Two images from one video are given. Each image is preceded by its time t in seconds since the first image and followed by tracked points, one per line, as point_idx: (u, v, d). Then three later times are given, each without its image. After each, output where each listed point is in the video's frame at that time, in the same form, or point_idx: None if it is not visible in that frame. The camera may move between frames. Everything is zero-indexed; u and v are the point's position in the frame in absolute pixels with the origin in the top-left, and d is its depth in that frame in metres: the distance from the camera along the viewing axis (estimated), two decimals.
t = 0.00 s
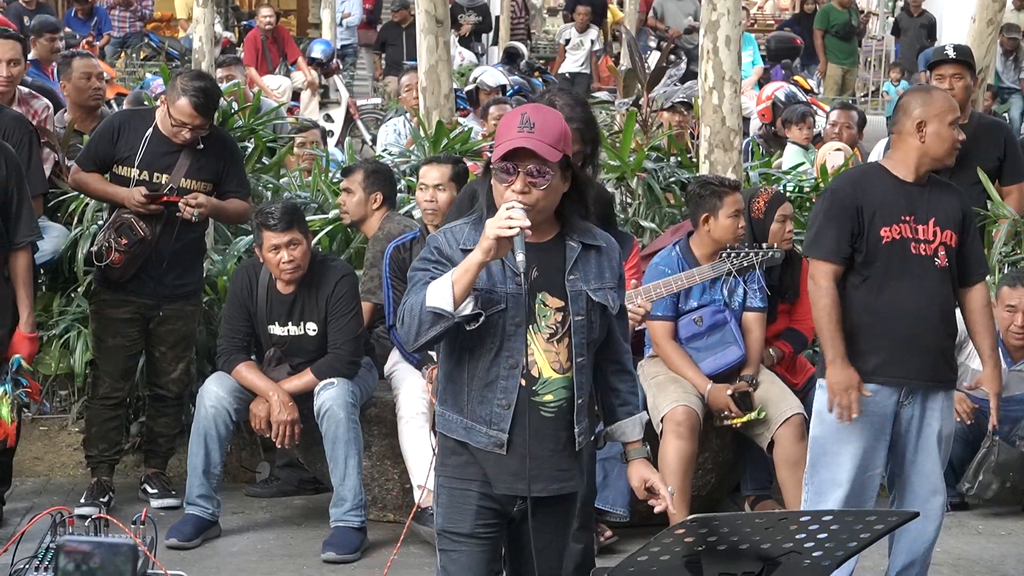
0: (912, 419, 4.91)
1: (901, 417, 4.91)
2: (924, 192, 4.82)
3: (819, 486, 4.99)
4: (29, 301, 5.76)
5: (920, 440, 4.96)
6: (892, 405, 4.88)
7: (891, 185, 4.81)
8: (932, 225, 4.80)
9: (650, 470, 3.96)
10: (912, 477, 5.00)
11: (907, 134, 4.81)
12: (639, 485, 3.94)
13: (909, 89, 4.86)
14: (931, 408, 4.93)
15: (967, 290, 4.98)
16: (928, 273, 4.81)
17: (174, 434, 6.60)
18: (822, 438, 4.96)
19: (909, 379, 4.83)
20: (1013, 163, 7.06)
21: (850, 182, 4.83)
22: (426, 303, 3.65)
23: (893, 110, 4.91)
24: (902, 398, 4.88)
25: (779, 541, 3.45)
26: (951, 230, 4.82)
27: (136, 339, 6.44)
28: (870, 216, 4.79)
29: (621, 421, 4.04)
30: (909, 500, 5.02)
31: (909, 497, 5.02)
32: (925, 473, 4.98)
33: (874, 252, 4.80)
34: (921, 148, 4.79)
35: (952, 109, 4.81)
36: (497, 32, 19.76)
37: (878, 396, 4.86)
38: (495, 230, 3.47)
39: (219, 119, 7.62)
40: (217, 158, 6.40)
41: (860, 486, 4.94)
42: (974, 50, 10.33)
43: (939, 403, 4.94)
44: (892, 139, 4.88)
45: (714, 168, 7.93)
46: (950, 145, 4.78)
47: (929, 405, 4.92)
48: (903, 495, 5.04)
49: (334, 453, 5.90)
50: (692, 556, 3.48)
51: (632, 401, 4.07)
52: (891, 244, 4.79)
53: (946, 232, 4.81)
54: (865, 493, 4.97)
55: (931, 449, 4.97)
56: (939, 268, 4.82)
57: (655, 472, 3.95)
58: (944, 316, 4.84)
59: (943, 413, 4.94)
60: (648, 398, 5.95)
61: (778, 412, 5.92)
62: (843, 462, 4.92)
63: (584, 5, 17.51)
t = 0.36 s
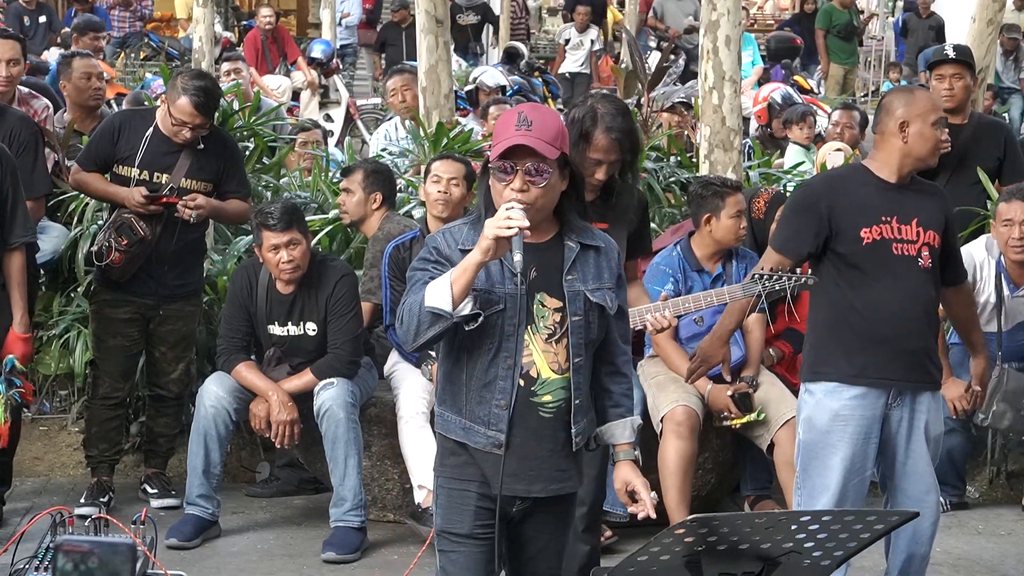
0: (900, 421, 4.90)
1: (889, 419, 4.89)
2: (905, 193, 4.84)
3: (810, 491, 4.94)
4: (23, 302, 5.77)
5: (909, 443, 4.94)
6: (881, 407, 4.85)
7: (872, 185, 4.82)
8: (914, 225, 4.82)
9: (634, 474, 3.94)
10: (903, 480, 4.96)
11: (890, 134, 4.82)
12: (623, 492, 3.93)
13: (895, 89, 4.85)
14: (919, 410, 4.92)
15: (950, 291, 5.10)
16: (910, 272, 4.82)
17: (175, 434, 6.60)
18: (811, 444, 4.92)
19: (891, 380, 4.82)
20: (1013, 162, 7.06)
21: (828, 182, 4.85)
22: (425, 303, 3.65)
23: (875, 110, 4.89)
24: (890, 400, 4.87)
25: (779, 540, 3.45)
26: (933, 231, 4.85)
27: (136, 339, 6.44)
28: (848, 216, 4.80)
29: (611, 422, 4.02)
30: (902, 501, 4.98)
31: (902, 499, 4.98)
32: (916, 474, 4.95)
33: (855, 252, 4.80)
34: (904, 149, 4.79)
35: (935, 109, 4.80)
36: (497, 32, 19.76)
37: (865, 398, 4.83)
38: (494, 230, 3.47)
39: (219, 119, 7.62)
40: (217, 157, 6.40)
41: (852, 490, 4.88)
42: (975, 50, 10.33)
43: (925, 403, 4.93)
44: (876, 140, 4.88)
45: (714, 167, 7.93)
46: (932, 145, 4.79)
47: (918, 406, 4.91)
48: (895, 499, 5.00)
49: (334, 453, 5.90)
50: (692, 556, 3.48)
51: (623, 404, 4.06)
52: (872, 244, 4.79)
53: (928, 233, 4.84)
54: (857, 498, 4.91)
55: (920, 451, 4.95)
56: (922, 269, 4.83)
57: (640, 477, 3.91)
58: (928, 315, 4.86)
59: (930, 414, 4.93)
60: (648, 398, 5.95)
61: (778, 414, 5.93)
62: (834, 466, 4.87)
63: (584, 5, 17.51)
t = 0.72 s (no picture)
0: (897, 419, 4.91)
1: (886, 418, 4.91)
2: (898, 192, 4.83)
3: (806, 489, 4.95)
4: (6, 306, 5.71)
5: (906, 442, 4.95)
6: (878, 405, 4.87)
7: (866, 185, 4.82)
8: (906, 224, 4.81)
9: (629, 480, 3.97)
10: (901, 479, 4.97)
11: (878, 133, 4.82)
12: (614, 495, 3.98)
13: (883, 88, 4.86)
14: (915, 409, 4.94)
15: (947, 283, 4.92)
16: (904, 271, 4.81)
17: (175, 434, 6.61)
18: (807, 443, 4.94)
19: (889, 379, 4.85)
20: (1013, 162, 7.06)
21: (825, 183, 4.84)
22: (422, 302, 3.65)
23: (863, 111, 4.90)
24: (887, 398, 4.89)
25: (779, 541, 3.45)
26: (927, 228, 4.83)
27: (137, 339, 6.44)
28: (845, 216, 4.81)
29: (613, 422, 4.03)
30: (899, 500, 4.98)
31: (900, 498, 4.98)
32: (914, 473, 4.95)
33: (852, 252, 4.81)
34: (893, 147, 4.80)
35: (923, 108, 4.81)
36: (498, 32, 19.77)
37: (864, 396, 4.85)
38: (491, 230, 3.48)
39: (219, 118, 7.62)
40: (217, 157, 6.41)
41: (849, 489, 4.89)
42: (975, 50, 10.34)
43: (922, 401, 4.95)
44: (865, 141, 4.89)
45: (714, 167, 7.93)
46: (922, 143, 4.79)
47: (914, 404, 4.93)
48: (892, 497, 5.01)
49: (334, 453, 5.90)
50: (692, 556, 3.48)
51: (623, 405, 4.06)
52: (867, 242, 4.80)
53: (922, 230, 4.82)
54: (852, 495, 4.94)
55: (917, 450, 4.95)
56: (917, 266, 4.82)
57: (632, 484, 3.97)
58: (924, 314, 4.83)
59: (926, 413, 4.95)
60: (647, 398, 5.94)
61: (776, 414, 5.94)
62: (829, 465, 4.88)
63: (584, 5, 17.53)
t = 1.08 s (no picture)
0: (912, 417, 4.96)
1: (901, 416, 4.96)
2: (915, 192, 4.86)
3: (820, 484, 5.00)
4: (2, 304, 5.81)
5: (920, 440, 5.01)
6: (894, 403, 4.92)
7: (883, 186, 4.85)
8: (924, 224, 4.85)
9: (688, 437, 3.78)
10: (913, 476, 5.03)
11: (898, 133, 4.84)
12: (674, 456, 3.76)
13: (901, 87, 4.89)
14: (932, 408, 4.98)
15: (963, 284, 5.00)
16: (921, 271, 4.85)
17: (175, 434, 6.61)
18: (823, 440, 4.99)
19: (907, 377, 4.88)
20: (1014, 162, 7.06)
21: (841, 184, 4.87)
22: (422, 299, 3.65)
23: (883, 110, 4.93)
24: (903, 397, 4.93)
25: (779, 541, 3.44)
26: (944, 229, 4.87)
27: (136, 339, 6.43)
28: (861, 218, 4.84)
29: (650, 396, 3.90)
30: (912, 498, 5.04)
31: (913, 495, 5.03)
32: (928, 471, 5.01)
33: (869, 252, 4.85)
34: (912, 147, 4.81)
35: (942, 108, 4.83)
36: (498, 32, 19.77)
37: (881, 395, 4.90)
38: (494, 229, 3.47)
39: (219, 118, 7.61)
40: (218, 157, 6.40)
41: (864, 486, 4.96)
42: (975, 50, 10.33)
43: (938, 400, 4.99)
44: (883, 139, 4.91)
45: (714, 167, 7.93)
46: (940, 143, 4.81)
47: (929, 403, 4.97)
48: (903, 494, 5.06)
49: (334, 453, 5.89)
50: (691, 556, 3.48)
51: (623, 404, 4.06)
52: (886, 243, 4.83)
53: (939, 230, 4.86)
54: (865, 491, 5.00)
55: (931, 448, 5.01)
56: (935, 266, 4.86)
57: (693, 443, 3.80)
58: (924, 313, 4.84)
59: (942, 413, 4.99)
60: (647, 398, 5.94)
61: (779, 412, 5.92)
62: (846, 462, 4.94)
63: (584, 5, 17.54)
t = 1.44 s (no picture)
0: (927, 416, 4.96)
1: (916, 414, 4.95)
2: (936, 198, 4.89)
3: (837, 483, 4.99)
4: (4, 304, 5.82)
5: (935, 438, 5.00)
6: (909, 402, 4.91)
7: (903, 189, 4.88)
8: (946, 229, 4.87)
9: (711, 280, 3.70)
10: (928, 474, 5.03)
11: (925, 138, 4.86)
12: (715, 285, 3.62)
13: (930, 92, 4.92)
14: (946, 405, 4.98)
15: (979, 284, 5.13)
16: (938, 275, 4.87)
17: (174, 434, 6.61)
18: (840, 439, 4.98)
19: (918, 378, 4.88)
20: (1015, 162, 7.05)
21: (860, 186, 4.91)
22: (422, 292, 3.66)
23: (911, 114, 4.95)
24: (919, 395, 4.93)
25: (779, 541, 3.45)
26: (964, 234, 4.89)
27: (136, 339, 6.43)
28: (878, 221, 4.88)
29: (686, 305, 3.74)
30: (926, 497, 5.04)
31: (929, 494, 5.03)
32: (943, 470, 5.00)
33: (885, 254, 4.88)
34: (938, 154, 4.83)
35: (971, 117, 4.86)
36: (498, 32, 19.77)
37: (896, 394, 4.89)
38: (495, 223, 3.47)
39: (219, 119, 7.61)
40: (218, 158, 6.40)
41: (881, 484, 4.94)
42: (975, 50, 10.32)
43: (954, 399, 4.98)
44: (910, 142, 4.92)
45: (714, 167, 7.94)
46: (967, 152, 4.83)
47: (944, 402, 4.97)
48: (918, 493, 5.06)
49: (334, 453, 5.89)
50: (692, 556, 3.49)
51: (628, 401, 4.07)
52: (903, 249, 4.86)
53: (959, 236, 4.88)
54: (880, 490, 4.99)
55: (946, 446, 5.00)
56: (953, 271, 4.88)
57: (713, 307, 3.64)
58: (926, 314, 4.86)
59: (956, 410, 4.98)
60: (648, 398, 5.95)
61: (777, 415, 5.92)
62: (862, 461, 4.93)
63: (584, 5, 17.57)
